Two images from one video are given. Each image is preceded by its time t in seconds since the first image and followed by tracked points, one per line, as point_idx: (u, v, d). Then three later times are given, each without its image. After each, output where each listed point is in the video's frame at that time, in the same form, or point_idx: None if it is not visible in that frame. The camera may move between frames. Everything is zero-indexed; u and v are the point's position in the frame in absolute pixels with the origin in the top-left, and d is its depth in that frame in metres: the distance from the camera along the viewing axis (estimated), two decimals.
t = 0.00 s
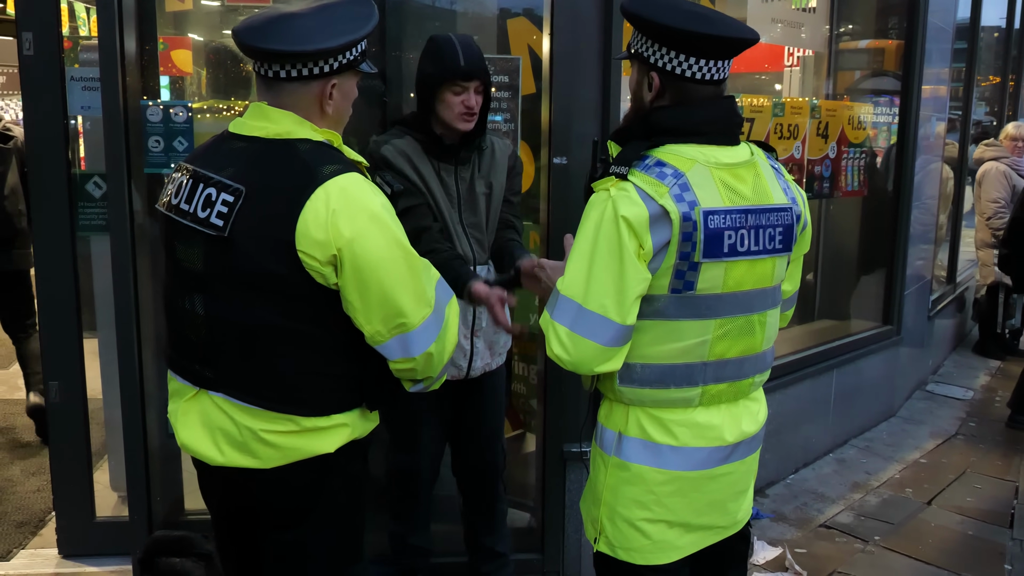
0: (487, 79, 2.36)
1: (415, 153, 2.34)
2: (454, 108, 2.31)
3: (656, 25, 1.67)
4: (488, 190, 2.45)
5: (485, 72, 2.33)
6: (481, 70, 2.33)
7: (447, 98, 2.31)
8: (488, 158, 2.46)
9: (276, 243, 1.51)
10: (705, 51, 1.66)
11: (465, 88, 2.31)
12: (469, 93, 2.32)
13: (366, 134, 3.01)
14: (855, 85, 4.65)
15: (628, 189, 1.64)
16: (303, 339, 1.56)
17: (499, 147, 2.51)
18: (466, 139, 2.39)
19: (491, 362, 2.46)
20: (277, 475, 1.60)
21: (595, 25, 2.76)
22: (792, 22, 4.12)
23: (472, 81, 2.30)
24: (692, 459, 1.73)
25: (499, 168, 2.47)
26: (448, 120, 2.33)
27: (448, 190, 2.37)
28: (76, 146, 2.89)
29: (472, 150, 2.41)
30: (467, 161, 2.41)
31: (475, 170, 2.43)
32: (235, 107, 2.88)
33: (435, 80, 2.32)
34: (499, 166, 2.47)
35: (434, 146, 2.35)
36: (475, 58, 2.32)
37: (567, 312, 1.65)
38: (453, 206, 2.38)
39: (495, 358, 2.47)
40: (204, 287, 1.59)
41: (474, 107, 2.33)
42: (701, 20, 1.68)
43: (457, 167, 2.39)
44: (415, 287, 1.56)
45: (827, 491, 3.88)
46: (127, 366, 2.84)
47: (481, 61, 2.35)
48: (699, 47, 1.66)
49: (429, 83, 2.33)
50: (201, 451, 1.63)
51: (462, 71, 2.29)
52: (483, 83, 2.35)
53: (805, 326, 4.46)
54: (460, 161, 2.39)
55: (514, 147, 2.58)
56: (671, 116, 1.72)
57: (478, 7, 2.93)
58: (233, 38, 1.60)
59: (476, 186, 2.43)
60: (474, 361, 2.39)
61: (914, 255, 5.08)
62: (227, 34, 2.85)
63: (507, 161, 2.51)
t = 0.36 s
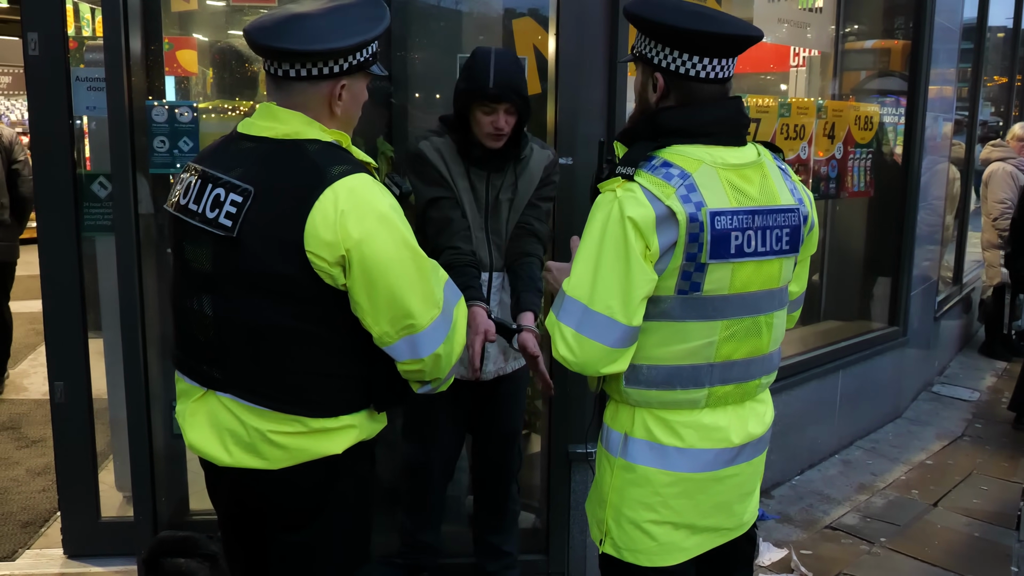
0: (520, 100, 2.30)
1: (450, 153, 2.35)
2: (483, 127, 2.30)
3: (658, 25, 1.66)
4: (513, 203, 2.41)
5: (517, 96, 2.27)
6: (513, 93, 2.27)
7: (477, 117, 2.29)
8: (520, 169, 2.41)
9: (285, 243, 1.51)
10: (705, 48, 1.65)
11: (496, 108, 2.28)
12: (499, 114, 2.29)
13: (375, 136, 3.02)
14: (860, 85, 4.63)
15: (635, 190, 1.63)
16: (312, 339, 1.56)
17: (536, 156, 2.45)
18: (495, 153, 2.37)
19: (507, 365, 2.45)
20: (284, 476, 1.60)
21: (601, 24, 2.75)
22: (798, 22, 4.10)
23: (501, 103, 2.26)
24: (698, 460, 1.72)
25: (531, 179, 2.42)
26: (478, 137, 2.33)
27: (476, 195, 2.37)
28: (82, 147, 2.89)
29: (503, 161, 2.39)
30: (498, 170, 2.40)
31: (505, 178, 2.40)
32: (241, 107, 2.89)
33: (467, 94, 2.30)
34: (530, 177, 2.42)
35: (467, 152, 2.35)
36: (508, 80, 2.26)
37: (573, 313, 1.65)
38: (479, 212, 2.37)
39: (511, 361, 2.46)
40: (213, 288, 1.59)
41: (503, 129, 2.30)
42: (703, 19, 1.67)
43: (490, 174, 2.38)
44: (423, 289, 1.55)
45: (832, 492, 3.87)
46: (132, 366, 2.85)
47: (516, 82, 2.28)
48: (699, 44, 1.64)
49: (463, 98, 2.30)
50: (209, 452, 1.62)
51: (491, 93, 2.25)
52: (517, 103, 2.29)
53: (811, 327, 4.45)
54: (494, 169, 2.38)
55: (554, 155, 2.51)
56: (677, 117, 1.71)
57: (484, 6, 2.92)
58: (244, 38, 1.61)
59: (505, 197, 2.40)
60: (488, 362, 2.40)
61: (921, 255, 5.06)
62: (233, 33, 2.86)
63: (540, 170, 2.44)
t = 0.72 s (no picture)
0: (520, 98, 2.27)
1: (454, 151, 2.35)
2: (482, 127, 2.30)
3: (658, 23, 1.65)
4: (516, 200, 2.39)
5: (515, 95, 2.25)
6: (511, 93, 2.25)
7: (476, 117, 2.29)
8: (523, 168, 2.40)
9: (289, 242, 1.50)
10: (705, 46, 1.65)
11: (495, 109, 2.27)
12: (498, 115, 2.28)
13: (378, 135, 3.00)
14: (862, 83, 4.62)
15: (635, 187, 1.63)
16: (315, 338, 1.55)
17: (540, 153, 2.42)
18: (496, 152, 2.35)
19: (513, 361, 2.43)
20: (287, 474, 1.60)
21: (603, 22, 2.74)
22: (800, 20, 4.09)
23: (499, 104, 2.25)
24: (699, 458, 1.72)
25: (533, 176, 2.40)
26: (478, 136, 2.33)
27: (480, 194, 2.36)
28: (83, 146, 2.89)
29: (507, 160, 2.38)
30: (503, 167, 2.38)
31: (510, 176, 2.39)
32: (242, 106, 2.88)
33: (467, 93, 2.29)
34: (533, 174, 2.40)
35: (470, 148, 2.34)
36: (505, 80, 2.24)
37: (574, 311, 1.64)
38: (484, 207, 2.35)
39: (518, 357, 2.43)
40: (216, 286, 1.59)
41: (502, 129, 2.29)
42: (701, 16, 1.66)
43: (494, 169, 2.37)
44: (426, 287, 1.55)
45: (834, 491, 3.86)
46: (133, 364, 2.84)
47: (515, 80, 2.26)
48: (699, 41, 1.64)
49: (463, 97, 2.29)
50: (212, 450, 1.62)
51: (488, 93, 2.23)
52: (516, 103, 2.27)
53: (813, 326, 4.44)
54: (497, 166, 2.37)
55: (559, 152, 2.48)
56: (677, 115, 1.71)
57: (485, 5, 2.92)
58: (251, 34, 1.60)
59: (508, 196, 2.38)
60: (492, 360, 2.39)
61: (923, 254, 5.05)
62: (234, 32, 2.85)
63: (543, 168, 2.42)
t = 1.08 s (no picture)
0: (495, 117, 2.26)
1: (430, 156, 2.36)
2: (459, 147, 2.30)
3: (654, 21, 1.65)
4: (499, 202, 2.41)
5: (489, 117, 2.23)
6: (484, 113, 2.23)
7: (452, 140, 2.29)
8: (504, 175, 2.41)
9: (289, 240, 1.50)
10: (703, 41, 1.65)
11: (469, 137, 2.26)
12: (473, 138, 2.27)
13: (377, 134, 3.00)
14: (863, 81, 4.62)
15: (633, 184, 1.63)
16: (315, 336, 1.56)
17: (520, 154, 2.44)
18: (475, 166, 2.36)
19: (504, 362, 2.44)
20: (287, 472, 1.60)
21: (603, 20, 2.74)
22: (800, 18, 4.09)
23: (472, 134, 2.24)
24: (698, 455, 1.72)
25: (515, 177, 2.42)
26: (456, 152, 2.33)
27: (460, 200, 2.38)
28: (83, 145, 2.89)
29: (487, 169, 2.39)
30: (483, 176, 2.40)
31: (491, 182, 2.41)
32: (242, 104, 2.88)
33: (438, 115, 2.27)
34: (515, 178, 2.42)
35: (445, 164, 2.36)
36: (476, 106, 2.22)
37: (572, 308, 1.64)
38: (464, 214, 2.37)
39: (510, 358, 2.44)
40: (216, 284, 1.59)
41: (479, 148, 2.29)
42: (697, 13, 1.67)
43: (474, 177, 2.38)
44: (425, 285, 1.55)
45: (834, 488, 3.86)
46: (134, 363, 2.85)
47: (487, 102, 2.24)
48: (697, 37, 1.64)
49: (435, 125, 2.28)
50: (211, 448, 1.62)
51: (461, 115, 2.22)
52: (491, 125, 2.26)
53: (812, 323, 4.43)
54: (477, 173, 2.38)
55: (541, 151, 2.51)
56: (675, 112, 1.71)
57: (485, 3, 2.92)
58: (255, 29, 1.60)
59: (490, 203, 2.40)
60: (482, 361, 2.40)
61: (923, 251, 5.05)
62: (234, 30, 2.85)
63: (527, 168, 2.45)
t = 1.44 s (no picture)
0: (501, 104, 2.26)
1: (436, 154, 2.36)
2: (463, 134, 2.29)
3: (648, 19, 1.66)
4: (504, 201, 2.41)
5: (494, 101, 2.23)
6: (490, 99, 2.23)
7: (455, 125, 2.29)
8: (509, 171, 2.41)
9: (288, 238, 1.51)
10: (697, 36, 1.65)
11: (473, 117, 2.26)
12: (478, 122, 2.27)
13: (376, 132, 3.01)
14: (862, 79, 4.62)
15: (630, 184, 1.63)
16: (313, 333, 1.56)
17: (525, 153, 2.44)
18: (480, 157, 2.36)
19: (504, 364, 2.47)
20: (286, 470, 1.60)
21: (602, 18, 2.74)
22: (799, 16, 4.09)
23: (476, 115, 2.23)
24: (696, 453, 1.72)
25: (520, 176, 2.42)
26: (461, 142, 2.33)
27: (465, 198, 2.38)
28: (82, 144, 2.88)
29: (491, 163, 2.39)
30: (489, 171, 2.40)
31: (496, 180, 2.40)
32: (241, 103, 2.89)
33: (444, 100, 2.27)
34: (520, 177, 2.42)
35: (451, 155, 2.36)
36: (481, 88, 2.22)
37: (570, 308, 1.64)
38: (468, 214, 2.38)
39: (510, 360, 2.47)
40: (214, 282, 1.59)
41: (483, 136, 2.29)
42: (690, 10, 1.67)
43: (479, 175, 2.38)
44: (424, 283, 1.55)
45: (834, 486, 3.87)
46: (133, 361, 2.85)
47: (492, 87, 2.24)
48: (692, 32, 1.65)
49: (440, 106, 2.28)
50: (210, 446, 1.63)
51: (466, 100, 2.22)
52: (496, 111, 2.25)
53: (811, 321, 4.44)
54: (482, 171, 2.38)
55: (545, 150, 2.50)
56: (670, 110, 1.71)
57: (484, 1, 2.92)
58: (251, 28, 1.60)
59: (494, 200, 2.40)
60: (483, 362, 2.42)
61: (922, 249, 5.05)
62: (233, 29, 2.87)
63: (531, 167, 2.45)
